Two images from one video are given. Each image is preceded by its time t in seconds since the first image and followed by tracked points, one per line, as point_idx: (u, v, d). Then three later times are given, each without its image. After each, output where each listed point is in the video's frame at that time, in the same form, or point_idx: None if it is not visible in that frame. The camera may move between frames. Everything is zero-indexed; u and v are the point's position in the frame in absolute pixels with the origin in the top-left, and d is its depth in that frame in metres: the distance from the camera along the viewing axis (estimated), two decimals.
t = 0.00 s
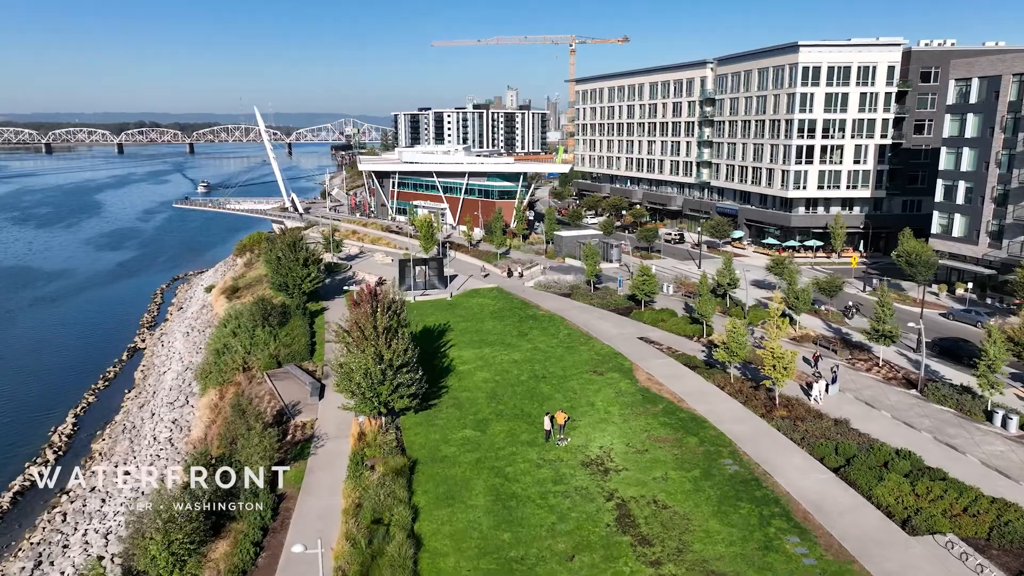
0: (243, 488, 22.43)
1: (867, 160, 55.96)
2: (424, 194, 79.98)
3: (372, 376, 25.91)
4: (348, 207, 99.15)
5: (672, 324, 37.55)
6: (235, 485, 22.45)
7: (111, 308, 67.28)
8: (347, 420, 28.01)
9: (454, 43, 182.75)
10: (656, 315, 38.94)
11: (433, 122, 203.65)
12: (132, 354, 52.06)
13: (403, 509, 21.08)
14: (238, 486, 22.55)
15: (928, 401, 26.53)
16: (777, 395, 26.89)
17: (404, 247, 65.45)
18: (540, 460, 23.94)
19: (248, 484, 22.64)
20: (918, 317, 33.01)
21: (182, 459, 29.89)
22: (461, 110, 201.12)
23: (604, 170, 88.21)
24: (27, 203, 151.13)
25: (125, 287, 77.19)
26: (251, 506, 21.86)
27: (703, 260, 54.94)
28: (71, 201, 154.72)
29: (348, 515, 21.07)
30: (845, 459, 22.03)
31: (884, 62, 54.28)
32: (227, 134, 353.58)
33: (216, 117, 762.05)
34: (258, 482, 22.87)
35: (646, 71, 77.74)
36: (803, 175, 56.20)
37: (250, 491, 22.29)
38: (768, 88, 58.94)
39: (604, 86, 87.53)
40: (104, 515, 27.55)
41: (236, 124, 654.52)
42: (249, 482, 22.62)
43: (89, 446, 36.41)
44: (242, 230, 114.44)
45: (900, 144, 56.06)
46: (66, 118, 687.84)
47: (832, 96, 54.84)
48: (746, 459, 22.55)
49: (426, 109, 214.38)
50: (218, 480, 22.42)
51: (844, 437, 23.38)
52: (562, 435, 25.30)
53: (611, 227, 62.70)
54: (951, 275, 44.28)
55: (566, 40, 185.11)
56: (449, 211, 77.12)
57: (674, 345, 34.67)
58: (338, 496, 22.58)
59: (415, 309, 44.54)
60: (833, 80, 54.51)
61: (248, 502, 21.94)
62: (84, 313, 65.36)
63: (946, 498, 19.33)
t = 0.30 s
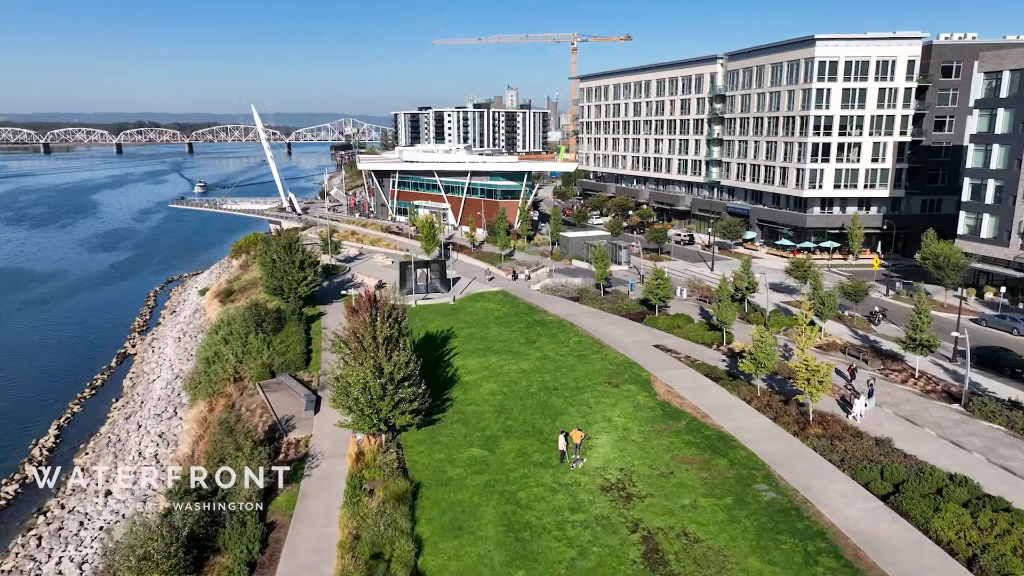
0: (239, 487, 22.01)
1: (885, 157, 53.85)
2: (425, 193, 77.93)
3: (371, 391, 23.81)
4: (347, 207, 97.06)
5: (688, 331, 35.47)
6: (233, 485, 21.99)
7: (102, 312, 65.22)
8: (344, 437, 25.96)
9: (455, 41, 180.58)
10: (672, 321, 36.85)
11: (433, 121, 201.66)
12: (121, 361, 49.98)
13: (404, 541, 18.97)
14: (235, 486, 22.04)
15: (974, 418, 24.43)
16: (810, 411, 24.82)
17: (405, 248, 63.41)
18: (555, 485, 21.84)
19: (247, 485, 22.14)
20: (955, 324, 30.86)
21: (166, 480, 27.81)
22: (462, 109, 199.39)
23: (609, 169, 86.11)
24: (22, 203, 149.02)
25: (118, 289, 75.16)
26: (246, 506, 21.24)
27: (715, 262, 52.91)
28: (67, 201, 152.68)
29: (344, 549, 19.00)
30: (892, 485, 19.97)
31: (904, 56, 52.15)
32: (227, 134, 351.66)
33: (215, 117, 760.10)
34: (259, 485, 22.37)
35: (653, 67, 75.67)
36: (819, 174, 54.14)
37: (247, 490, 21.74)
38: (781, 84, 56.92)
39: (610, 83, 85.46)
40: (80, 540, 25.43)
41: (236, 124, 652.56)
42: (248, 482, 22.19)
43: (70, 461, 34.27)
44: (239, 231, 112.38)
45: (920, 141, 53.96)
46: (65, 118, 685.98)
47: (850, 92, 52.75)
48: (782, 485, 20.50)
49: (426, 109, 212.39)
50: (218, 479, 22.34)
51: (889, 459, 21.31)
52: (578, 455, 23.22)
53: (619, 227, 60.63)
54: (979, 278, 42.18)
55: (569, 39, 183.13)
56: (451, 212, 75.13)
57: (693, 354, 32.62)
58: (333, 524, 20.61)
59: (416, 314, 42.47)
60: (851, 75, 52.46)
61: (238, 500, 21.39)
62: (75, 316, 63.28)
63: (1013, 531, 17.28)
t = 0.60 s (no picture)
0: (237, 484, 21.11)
1: (905, 155, 51.84)
2: (426, 193, 75.92)
3: (369, 410, 21.70)
4: (346, 207, 95.00)
5: (706, 338, 33.43)
6: (232, 483, 20.69)
7: (93, 314, 63.11)
8: (341, 456, 23.93)
9: (455, 39, 178.31)
10: (689, 328, 34.86)
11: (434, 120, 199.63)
12: (110, 367, 47.88)
13: None
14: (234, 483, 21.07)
15: None
16: (848, 428, 22.80)
17: (406, 249, 61.43)
18: (573, 513, 19.78)
19: (248, 484, 21.10)
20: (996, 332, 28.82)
21: (149, 502, 25.81)
22: (463, 108, 197.41)
23: (614, 168, 84.15)
24: (16, 203, 146.71)
25: (110, 291, 73.07)
26: (243, 506, 20.24)
27: (728, 264, 50.89)
28: (62, 200, 150.58)
29: None
30: (950, 516, 17.96)
31: (925, 50, 50.10)
32: (225, 134, 349.48)
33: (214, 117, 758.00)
34: (259, 486, 21.42)
35: (661, 63, 73.64)
36: (836, 173, 52.14)
37: (246, 489, 20.76)
38: (796, 79, 54.85)
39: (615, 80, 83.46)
40: (53, 570, 23.40)
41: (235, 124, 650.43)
42: (248, 482, 21.22)
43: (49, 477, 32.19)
44: (236, 231, 110.32)
45: (940, 138, 51.95)
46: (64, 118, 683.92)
47: (868, 87, 50.73)
48: (827, 515, 18.48)
49: (427, 108, 210.43)
50: (218, 476, 21.08)
51: (943, 486, 19.29)
52: (596, 478, 21.20)
53: (627, 228, 58.67)
54: (1009, 282, 40.18)
55: (570, 37, 181.23)
56: (452, 212, 73.13)
57: (714, 364, 30.64)
58: (327, 558, 18.54)
59: (418, 320, 40.46)
60: (870, 69, 50.41)
61: (234, 499, 20.25)
62: (64, 319, 61.21)
63: None
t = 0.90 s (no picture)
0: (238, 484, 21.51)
1: (926, 153, 49.80)
2: (427, 192, 73.92)
3: (367, 431, 19.63)
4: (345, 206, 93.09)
5: (728, 345, 31.41)
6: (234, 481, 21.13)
7: (83, 317, 61.04)
8: (336, 478, 21.92)
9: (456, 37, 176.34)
10: (708, 335, 32.89)
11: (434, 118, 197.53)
12: (98, 373, 45.80)
13: None
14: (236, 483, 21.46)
15: None
16: (894, 450, 20.80)
17: (406, 250, 59.50)
18: (595, 547, 17.76)
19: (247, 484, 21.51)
20: None
21: (129, 527, 23.77)
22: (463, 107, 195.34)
23: (620, 167, 82.16)
24: (10, 203, 144.31)
25: (102, 293, 71.01)
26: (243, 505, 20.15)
27: (741, 266, 48.96)
28: (57, 201, 148.13)
29: None
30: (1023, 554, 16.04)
31: (948, 43, 48.06)
32: (224, 134, 347.27)
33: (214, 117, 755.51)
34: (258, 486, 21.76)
35: (668, 59, 71.65)
36: (854, 171, 50.17)
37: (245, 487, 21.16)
38: (812, 73, 52.83)
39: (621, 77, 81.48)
40: None
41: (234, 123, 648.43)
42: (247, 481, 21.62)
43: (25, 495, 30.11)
44: (233, 232, 108.25)
45: (963, 135, 49.93)
46: (63, 118, 682.40)
47: (888, 82, 48.73)
48: (883, 553, 16.50)
49: (427, 107, 208.39)
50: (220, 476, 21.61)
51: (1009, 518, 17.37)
52: (618, 506, 19.20)
53: (636, 229, 56.75)
54: None
55: (572, 35, 179.29)
56: (454, 212, 71.17)
57: (737, 374, 28.68)
58: None
59: (420, 325, 38.46)
60: (890, 63, 48.41)
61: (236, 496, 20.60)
62: (53, 322, 59.14)
63: None
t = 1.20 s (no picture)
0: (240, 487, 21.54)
1: (949, 150, 47.76)
2: (428, 191, 71.93)
3: (366, 456, 17.58)
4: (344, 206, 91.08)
5: (750, 353, 29.48)
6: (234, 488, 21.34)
7: (73, 320, 58.99)
8: (331, 505, 19.91)
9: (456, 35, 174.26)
10: (729, 343, 30.92)
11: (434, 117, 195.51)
12: (85, 380, 43.71)
13: None
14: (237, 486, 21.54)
15: None
16: (948, 474, 18.82)
17: (408, 251, 57.56)
18: None
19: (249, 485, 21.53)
20: None
21: (108, 555, 21.81)
22: (464, 106, 193.57)
23: (625, 166, 80.16)
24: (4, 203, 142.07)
25: (94, 295, 68.94)
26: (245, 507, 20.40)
27: (757, 268, 46.97)
28: (51, 201, 145.77)
29: None
30: None
31: (973, 35, 46.03)
32: (224, 134, 345.20)
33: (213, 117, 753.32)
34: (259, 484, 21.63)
35: (676, 54, 69.68)
36: (874, 169, 48.18)
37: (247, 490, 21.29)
38: (829, 68, 50.81)
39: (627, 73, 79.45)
40: None
41: (233, 122, 645.33)
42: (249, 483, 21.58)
43: None
44: (230, 232, 106.21)
45: (987, 131, 47.93)
46: (62, 118, 679.83)
47: (910, 76, 46.74)
48: None
49: (427, 106, 206.37)
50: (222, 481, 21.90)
51: None
52: (644, 538, 17.25)
53: (646, 229, 54.83)
54: None
55: (574, 33, 177.07)
56: (456, 211, 69.18)
57: (763, 386, 26.73)
58: None
59: (421, 331, 36.44)
60: (912, 56, 46.47)
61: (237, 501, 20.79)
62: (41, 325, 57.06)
63: None
